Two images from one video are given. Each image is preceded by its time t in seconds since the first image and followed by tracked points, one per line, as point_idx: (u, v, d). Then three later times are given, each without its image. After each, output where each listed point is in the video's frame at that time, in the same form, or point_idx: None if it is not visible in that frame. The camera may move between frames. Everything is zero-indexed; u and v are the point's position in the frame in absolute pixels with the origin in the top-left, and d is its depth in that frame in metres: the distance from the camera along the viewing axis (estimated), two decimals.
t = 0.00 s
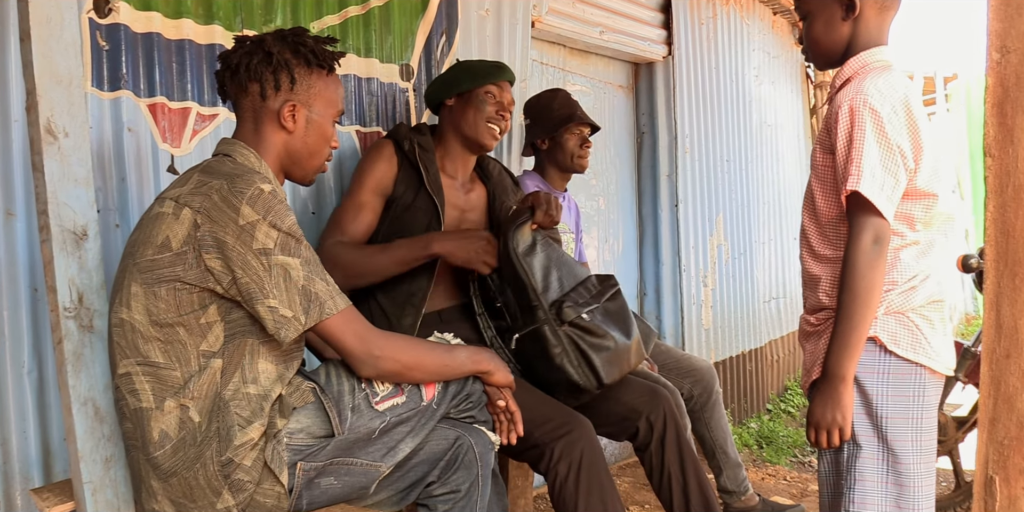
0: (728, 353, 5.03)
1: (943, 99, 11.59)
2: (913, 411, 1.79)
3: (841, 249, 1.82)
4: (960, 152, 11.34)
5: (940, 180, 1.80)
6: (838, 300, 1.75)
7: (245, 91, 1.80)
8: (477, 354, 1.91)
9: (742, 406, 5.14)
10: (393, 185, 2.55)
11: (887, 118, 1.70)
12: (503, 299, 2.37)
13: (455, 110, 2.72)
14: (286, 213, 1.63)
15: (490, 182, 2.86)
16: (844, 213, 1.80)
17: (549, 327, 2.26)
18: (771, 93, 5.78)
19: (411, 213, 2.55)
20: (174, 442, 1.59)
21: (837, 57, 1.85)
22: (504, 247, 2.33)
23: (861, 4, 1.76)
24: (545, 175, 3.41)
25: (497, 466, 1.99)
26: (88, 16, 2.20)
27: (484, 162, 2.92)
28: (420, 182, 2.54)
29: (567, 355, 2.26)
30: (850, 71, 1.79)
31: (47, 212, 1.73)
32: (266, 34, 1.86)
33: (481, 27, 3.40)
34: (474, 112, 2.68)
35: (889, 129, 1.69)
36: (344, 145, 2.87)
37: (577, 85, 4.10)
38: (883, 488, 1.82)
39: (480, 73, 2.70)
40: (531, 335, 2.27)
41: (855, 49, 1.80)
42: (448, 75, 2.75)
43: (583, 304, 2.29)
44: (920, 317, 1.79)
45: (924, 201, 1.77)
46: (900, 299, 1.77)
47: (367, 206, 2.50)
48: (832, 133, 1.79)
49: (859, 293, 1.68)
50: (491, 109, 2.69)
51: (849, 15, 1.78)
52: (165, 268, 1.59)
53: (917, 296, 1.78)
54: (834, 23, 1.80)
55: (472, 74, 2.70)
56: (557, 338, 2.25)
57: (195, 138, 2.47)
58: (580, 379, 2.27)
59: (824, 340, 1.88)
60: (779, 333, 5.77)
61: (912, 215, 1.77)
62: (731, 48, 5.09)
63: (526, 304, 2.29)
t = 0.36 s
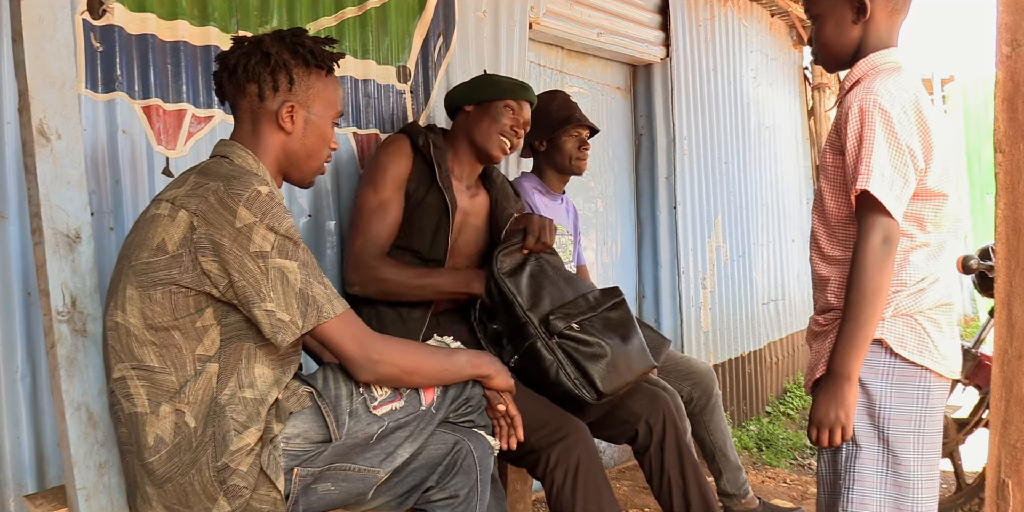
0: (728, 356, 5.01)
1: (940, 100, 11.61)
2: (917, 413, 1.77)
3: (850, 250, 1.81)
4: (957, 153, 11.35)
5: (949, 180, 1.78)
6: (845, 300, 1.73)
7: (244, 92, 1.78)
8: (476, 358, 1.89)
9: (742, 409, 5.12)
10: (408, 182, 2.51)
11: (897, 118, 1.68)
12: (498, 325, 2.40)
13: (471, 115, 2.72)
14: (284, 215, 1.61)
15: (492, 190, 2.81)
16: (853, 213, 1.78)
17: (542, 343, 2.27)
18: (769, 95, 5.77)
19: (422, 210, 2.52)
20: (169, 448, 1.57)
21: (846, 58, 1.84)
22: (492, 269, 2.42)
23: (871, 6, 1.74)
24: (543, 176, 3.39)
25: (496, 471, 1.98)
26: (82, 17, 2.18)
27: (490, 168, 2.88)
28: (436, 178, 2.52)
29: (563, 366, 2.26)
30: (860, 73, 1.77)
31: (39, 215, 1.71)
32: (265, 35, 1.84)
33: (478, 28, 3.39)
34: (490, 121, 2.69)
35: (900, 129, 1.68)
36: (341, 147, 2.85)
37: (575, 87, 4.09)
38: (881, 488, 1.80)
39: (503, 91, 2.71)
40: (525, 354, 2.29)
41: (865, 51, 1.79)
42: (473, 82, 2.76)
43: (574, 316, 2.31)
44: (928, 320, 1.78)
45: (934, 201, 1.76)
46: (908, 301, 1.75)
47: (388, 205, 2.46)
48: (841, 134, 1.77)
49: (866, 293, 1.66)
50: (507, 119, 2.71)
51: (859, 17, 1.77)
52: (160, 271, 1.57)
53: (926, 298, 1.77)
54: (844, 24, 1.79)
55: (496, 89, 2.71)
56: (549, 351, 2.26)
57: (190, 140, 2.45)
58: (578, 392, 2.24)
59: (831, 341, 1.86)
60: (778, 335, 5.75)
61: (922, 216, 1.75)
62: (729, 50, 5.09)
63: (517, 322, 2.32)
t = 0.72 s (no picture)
0: (726, 358, 5.00)
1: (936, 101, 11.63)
2: (901, 415, 1.75)
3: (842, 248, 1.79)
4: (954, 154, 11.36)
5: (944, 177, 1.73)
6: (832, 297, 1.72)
7: (235, 93, 1.76)
8: (473, 361, 1.87)
9: (740, 410, 5.10)
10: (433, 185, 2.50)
11: (885, 113, 1.66)
12: (499, 330, 2.17)
13: (469, 117, 2.72)
14: (274, 219, 1.59)
15: (496, 192, 2.79)
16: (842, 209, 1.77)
17: (553, 327, 2.08)
18: (766, 96, 5.77)
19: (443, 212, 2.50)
20: (160, 456, 1.56)
21: (852, 55, 1.82)
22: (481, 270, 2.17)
23: (877, 3, 1.72)
24: (541, 179, 3.38)
25: (496, 475, 1.96)
26: (76, 19, 2.16)
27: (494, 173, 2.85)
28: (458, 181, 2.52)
29: (580, 345, 2.07)
30: (857, 68, 1.76)
31: (31, 218, 1.69)
32: (255, 35, 1.82)
33: (474, 30, 3.38)
34: (489, 121, 2.69)
35: (887, 124, 1.66)
36: (336, 150, 2.84)
37: (571, 89, 4.08)
38: (864, 489, 1.78)
39: (499, 86, 2.70)
40: (537, 346, 2.08)
41: (870, 47, 1.77)
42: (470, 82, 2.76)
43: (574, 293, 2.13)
44: (916, 322, 1.74)
45: (926, 197, 1.71)
46: (894, 301, 1.73)
47: (444, 201, 2.39)
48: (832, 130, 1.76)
49: (851, 289, 1.65)
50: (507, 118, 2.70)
51: (864, 14, 1.75)
52: (148, 276, 1.56)
53: (915, 299, 1.73)
54: (850, 22, 1.78)
55: (493, 85, 2.70)
56: (563, 333, 2.07)
57: (184, 143, 2.43)
58: (605, 365, 2.06)
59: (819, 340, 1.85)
60: (776, 337, 5.74)
61: (913, 213, 1.71)
62: (725, 51, 5.08)
63: (518, 316, 2.11)
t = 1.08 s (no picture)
0: (724, 360, 4.99)
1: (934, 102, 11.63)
2: (894, 419, 1.72)
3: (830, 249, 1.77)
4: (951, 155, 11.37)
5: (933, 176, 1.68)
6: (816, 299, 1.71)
7: (228, 94, 1.74)
8: (472, 365, 1.86)
9: (738, 412, 5.09)
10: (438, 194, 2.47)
11: (866, 112, 1.63)
12: (489, 345, 2.22)
13: (478, 120, 2.70)
14: (267, 222, 1.57)
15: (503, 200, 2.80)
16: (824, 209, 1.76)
17: (544, 347, 2.11)
18: (763, 97, 5.76)
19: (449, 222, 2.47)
20: (153, 464, 1.54)
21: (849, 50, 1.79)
22: (472, 289, 2.18)
23: None
24: (539, 181, 3.37)
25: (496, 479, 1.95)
26: (70, 22, 2.14)
27: (502, 179, 2.85)
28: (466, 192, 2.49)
29: (570, 366, 2.11)
30: (850, 63, 1.74)
31: (25, 222, 1.68)
32: (247, 34, 1.80)
33: (471, 31, 3.37)
34: (498, 122, 2.67)
35: (867, 123, 1.63)
36: (333, 152, 2.82)
37: (569, 91, 4.07)
38: (861, 496, 1.76)
39: (504, 86, 2.69)
40: (529, 364, 2.13)
41: (867, 40, 1.74)
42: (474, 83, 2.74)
43: (567, 310, 2.13)
44: (904, 323, 1.69)
45: (911, 198, 1.67)
46: (880, 302, 1.69)
47: (445, 214, 2.36)
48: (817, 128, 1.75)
49: (830, 291, 1.64)
50: (515, 117, 2.68)
51: (861, 7, 1.71)
52: (139, 282, 1.54)
53: (902, 299, 1.68)
54: (845, 15, 1.74)
55: (498, 85, 2.68)
56: (555, 352, 2.11)
57: (180, 145, 2.41)
58: (595, 385, 2.11)
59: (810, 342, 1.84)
60: (775, 338, 5.73)
61: (898, 214, 1.67)
62: (722, 52, 5.07)
63: (510, 334, 2.14)
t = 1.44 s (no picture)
0: (723, 363, 4.99)
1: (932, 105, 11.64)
2: (900, 428, 1.71)
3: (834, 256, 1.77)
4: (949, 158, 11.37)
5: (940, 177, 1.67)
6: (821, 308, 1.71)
7: (225, 94, 1.74)
8: (472, 367, 1.85)
9: (736, 415, 5.09)
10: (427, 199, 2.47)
11: (866, 116, 1.63)
12: (487, 352, 2.23)
13: (468, 120, 2.70)
14: (265, 223, 1.56)
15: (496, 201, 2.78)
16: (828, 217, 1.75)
17: (543, 355, 2.11)
18: (762, 100, 5.76)
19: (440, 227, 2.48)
20: (149, 466, 1.53)
21: (846, 49, 1.80)
22: (469, 294, 2.18)
23: None
24: (539, 183, 3.36)
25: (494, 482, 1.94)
26: (68, 20, 2.13)
27: (496, 180, 2.84)
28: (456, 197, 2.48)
29: (569, 375, 2.11)
30: (850, 64, 1.74)
31: (21, 221, 1.67)
32: (244, 33, 1.79)
33: (470, 32, 3.36)
34: (488, 124, 2.67)
35: (868, 128, 1.63)
36: (332, 153, 2.82)
37: (568, 92, 4.07)
38: (869, 505, 1.75)
39: (493, 85, 2.70)
40: (527, 371, 2.13)
41: (864, 38, 1.75)
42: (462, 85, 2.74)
43: (565, 319, 2.15)
44: (911, 329, 1.69)
45: (918, 201, 1.66)
46: (886, 307, 1.69)
47: (435, 222, 2.37)
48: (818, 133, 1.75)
49: (838, 302, 1.64)
50: (505, 113, 2.69)
51: (855, 5, 1.73)
52: (136, 282, 1.53)
53: (908, 304, 1.68)
54: (840, 13, 1.76)
55: (487, 84, 2.70)
56: (552, 361, 2.11)
57: (178, 145, 2.40)
58: (593, 395, 2.11)
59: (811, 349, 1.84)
60: (773, 341, 5.73)
61: (905, 218, 1.67)
62: (721, 55, 5.07)
63: (508, 342, 2.14)
